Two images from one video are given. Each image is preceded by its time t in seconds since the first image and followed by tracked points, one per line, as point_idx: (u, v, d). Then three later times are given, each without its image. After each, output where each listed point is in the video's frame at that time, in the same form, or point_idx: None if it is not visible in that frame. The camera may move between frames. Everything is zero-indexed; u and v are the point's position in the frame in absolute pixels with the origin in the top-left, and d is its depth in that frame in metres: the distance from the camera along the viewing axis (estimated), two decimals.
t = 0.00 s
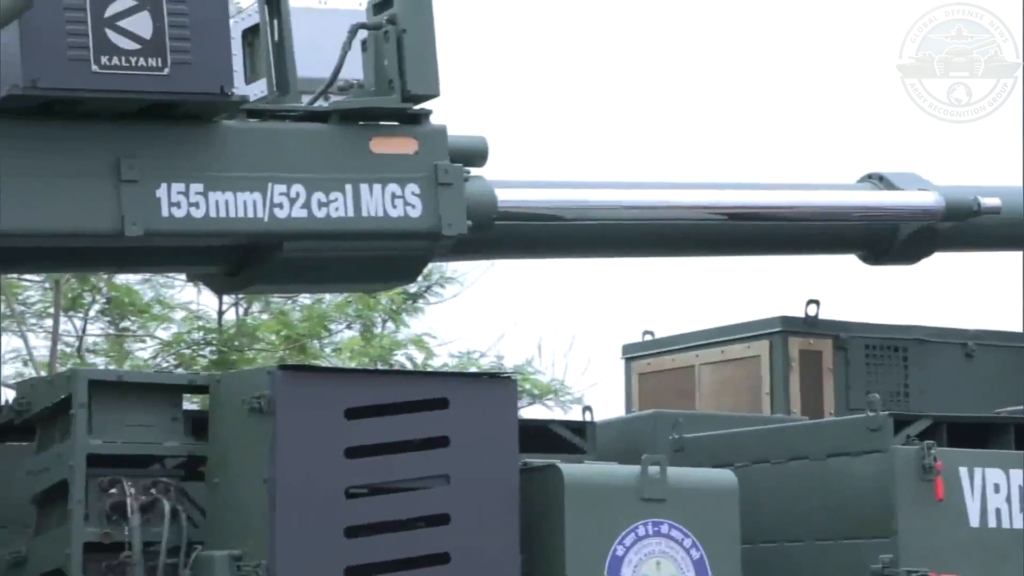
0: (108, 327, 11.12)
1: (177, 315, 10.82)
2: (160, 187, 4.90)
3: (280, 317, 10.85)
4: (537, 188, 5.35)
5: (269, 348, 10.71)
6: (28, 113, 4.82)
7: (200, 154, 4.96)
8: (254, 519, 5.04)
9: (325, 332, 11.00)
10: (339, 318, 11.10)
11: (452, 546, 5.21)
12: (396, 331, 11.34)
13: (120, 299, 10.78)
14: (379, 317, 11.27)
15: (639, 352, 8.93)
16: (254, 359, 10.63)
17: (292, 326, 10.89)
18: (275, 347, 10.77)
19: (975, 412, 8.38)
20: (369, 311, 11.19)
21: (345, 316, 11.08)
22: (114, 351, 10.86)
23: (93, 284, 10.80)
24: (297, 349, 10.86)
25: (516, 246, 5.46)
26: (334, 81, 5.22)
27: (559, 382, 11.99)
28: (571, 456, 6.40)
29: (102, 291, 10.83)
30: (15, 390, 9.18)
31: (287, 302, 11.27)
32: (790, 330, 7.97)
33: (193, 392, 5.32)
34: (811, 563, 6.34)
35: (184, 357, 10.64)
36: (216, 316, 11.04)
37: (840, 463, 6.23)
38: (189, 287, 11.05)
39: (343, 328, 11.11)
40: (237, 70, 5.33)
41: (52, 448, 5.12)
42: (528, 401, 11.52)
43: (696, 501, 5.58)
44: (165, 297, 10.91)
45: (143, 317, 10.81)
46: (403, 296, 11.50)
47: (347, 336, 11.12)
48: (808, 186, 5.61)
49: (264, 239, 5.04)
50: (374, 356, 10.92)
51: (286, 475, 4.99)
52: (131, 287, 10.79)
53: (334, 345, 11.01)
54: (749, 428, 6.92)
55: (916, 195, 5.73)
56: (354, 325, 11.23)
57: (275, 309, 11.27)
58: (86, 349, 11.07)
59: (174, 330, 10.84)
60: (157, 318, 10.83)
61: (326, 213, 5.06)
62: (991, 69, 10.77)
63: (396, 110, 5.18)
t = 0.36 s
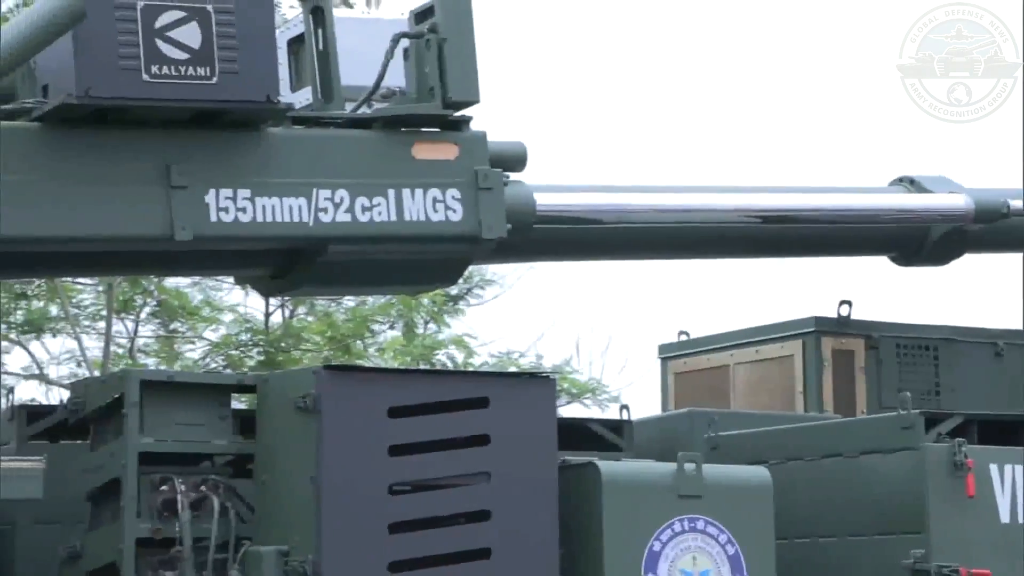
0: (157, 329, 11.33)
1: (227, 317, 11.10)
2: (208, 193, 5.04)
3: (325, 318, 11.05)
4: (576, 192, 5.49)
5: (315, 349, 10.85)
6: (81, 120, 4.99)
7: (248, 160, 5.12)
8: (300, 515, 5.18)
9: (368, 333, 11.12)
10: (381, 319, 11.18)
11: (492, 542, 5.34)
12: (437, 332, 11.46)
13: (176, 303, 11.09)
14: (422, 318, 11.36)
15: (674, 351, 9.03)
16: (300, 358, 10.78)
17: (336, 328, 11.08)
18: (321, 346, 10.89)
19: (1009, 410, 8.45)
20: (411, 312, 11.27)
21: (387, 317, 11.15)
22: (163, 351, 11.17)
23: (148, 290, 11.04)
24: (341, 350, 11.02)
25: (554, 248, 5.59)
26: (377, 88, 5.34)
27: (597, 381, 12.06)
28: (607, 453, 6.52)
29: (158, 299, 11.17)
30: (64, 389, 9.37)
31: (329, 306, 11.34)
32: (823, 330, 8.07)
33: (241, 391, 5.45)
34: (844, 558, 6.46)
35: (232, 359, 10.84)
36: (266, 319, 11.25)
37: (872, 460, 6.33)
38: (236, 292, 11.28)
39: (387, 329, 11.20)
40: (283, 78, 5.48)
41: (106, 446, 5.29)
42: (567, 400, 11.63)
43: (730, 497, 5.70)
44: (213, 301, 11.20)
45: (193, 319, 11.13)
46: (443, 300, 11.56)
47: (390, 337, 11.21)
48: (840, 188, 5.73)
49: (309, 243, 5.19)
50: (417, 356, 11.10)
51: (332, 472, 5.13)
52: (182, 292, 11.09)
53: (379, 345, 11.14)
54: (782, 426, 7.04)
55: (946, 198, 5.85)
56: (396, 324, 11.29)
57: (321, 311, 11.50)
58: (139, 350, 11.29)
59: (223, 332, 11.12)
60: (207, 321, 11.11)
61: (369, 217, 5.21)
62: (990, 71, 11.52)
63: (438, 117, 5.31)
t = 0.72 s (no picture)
0: (208, 333, 11.49)
1: (275, 323, 11.27)
2: (255, 202, 5.24)
3: (368, 322, 11.19)
4: (611, 201, 5.66)
5: (357, 353, 11.06)
6: (135, 132, 5.17)
7: (293, 170, 5.30)
8: (345, 513, 5.35)
9: (410, 336, 11.22)
10: (424, 323, 11.29)
11: (531, 540, 5.50)
12: (479, 335, 11.43)
13: (225, 307, 11.32)
14: (461, 322, 11.42)
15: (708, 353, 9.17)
16: (345, 361, 11.03)
17: (379, 331, 11.13)
18: (363, 349, 11.08)
19: None
20: (452, 316, 11.35)
21: (428, 322, 11.28)
22: (214, 355, 11.35)
23: (197, 294, 11.22)
24: (384, 353, 11.12)
25: (590, 254, 5.75)
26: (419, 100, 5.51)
27: (632, 383, 12.18)
28: (642, 453, 6.67)
29: (204, 305, 11.36)
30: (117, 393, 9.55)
31: (375, 310, 11.50)
32: (852, 333, 8.20)
33: (288, 393, 5.63)
34: (874, 555, 6.60)
35: (281, 361, 11.15)
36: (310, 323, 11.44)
37: (901, 459, 6.46)
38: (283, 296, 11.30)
39: (428, 333, 11.31)
40: (327, 90, 5.63)
41: (158, 447, 5.47)
42: (603, 401, 11.74)
43: (763, 496, 5.85)
44: (261, 308, 11.35)
45: (235, 321, 11.34)
46: (478, 303, 11.45)
47: (433, 340, 11.30)
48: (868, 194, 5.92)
49: (354, 250, 5.36)
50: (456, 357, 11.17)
51: (376, 471, 5.30)
52: (229, 297, 11.28)
53: (421, 347, 11.23)
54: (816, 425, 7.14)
55: (973, 204, 6.02)
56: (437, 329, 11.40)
57: (365, 316, 11.55)
58: (191, 353, 11.47)
59: (271, 336, 11.36)
60: (254, 325, 11.32)
61: (412, 224, 5.38)
62: (990, 71, 11.89)
63: (478, 127, 5.50)
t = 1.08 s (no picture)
0: (252, 335, 10.88)
1: (316, 325, 10.75)
2: (297, 209, 5.43)
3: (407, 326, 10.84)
4: (642, 206, 5.83)
5: (397, 356, 10.71)
6: (182, 141, 5.37)
7: (334, 177, 5.49)
8: (385, 510, 5.52)
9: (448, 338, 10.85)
10: (460, 326, 10.93)
11: (565, 536, 5.67)
12: (514, 337, 11.02)
13: (269, 309, 10.74)
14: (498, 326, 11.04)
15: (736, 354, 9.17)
16: (385, 363, 10.68)
17: (419, 333, 10.85)
18: (401, 354, 10.73)
19: None
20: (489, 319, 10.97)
21: (466, 325, 10.89)
22: (255, 357, 10.76)
23: (242, 298, 10.67)
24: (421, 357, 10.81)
25: (622, 258, 5.91)
26: (455, 110, 5.72)
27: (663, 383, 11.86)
28: (673, 452, 6.79)
29: (246, 304, 10.73)
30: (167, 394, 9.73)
31: (414, 312, 11.07)
32: (878, 334, 8.24)
33: (329, 394, 5.80)
34: (900, 551, 6.73)
35: (322, 363, 10.60)
36: (351, 326, 10.97)
37: (926, 457, 6.60)
38: (326, 300, 10.88)
39: (466, 336, 10.95)
40: (367, 101, 5.81)
41: (204, 446, 5.64)
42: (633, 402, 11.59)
43: (791, 493, 6.00)
44: (304, 309, 10.84)
45: (282, 324, 10.76)
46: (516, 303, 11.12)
47: (470, 343, 10.94)
48: (892, 200, 6.12)
49: (393, 255, 5.54)
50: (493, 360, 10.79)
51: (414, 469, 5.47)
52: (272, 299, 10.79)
53: (458, 350, 10.86)
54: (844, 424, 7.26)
55: (996, 208, 6.20)
56: (475, 331, 11.01)
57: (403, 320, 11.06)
58: (233, 355, 10.87)
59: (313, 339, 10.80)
60: (298, 328, 10.78)
61: (448, 229, 5.56)
62: (990, 70, 11.97)
63: (512, 135, 5.68)
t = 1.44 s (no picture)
0: (293, 336, 10.84)
1: (356, 327, 10.58)
2: (337, 214, 5.62)
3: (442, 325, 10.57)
4: (669, 208, 6.01)
5: (433, 357, 10.42)
6: (225, 150, 5.57)
7: (372, 183, 5.68)
8: (423, 505, 5.69)
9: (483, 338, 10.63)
10: (494, 326, 10.73)
11: (596, 530, 5.84)
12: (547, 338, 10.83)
13: (305, 312, 10.69)
14: (531, 326, 10.84)
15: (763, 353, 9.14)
16: (421, 363, 10.41)
17: (453, 333, 10.58)
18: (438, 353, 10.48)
19: None
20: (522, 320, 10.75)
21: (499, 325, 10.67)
22: (297, 357, 10.69)
23: (282, 299, 10.63)
24: (456, 356, 10.57)
25: (651, 261, 6.08)
26: (489, 117, 5.87)
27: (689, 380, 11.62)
28: (703, 449, 6.94)
29: (285, 306, 10.65)
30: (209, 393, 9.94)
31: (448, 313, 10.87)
32: (901, 335, 8.31)
33: (367, 393, 5.98)
34: (923, 545, 6.88)
35: (359, 363, 10.39)
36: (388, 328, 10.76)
37: (948, 453, 6.75)
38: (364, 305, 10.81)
39: (499, 336, 10.75)
40: (403, 109, 5.99)
41: (247, 444, 5.83)
42: (660, 400, 11.46)
43: (816, 489, 6.16)
44: (342, 309, 10.81)
45: (320, 326, 10.66)
46: (549, 304, 10.89)
47: (504, 343, 10.73)
48: (912, 204, 6.28)
49: (429, 258, 5.72)
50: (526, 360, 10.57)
51: (450, 466, 5.64)
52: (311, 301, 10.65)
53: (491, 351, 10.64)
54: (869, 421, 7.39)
55: (1013, 211, 6.38)
56: (508, 331, 10.81)
57: (439, 321, 10.79)
58: (275, 356, 10.82)
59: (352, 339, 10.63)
60: (336, 329, 10.67)
61: (483, 233, 5.73)
62: (991, 70, 11.63)
63: (543, 141, 5.85)
